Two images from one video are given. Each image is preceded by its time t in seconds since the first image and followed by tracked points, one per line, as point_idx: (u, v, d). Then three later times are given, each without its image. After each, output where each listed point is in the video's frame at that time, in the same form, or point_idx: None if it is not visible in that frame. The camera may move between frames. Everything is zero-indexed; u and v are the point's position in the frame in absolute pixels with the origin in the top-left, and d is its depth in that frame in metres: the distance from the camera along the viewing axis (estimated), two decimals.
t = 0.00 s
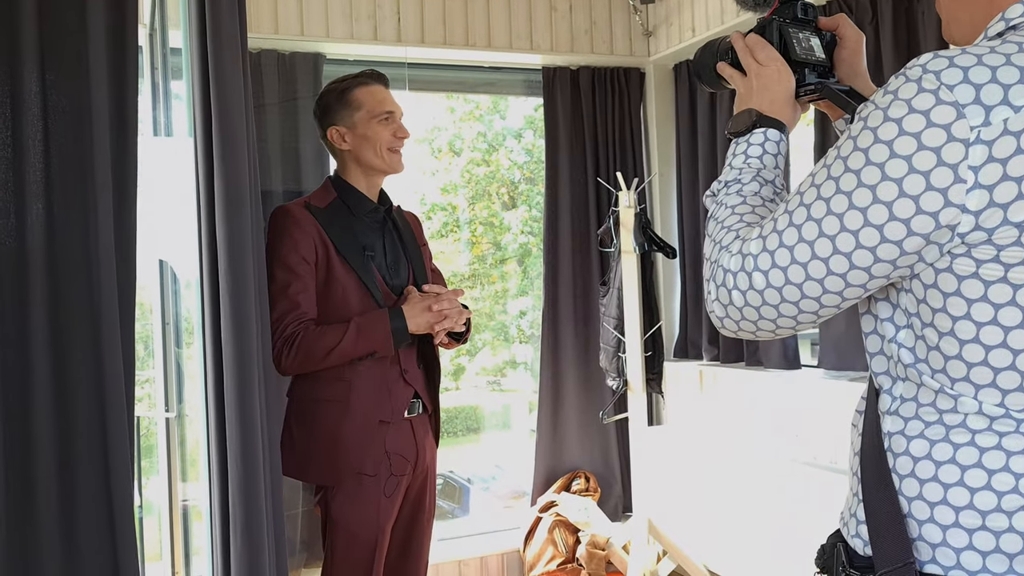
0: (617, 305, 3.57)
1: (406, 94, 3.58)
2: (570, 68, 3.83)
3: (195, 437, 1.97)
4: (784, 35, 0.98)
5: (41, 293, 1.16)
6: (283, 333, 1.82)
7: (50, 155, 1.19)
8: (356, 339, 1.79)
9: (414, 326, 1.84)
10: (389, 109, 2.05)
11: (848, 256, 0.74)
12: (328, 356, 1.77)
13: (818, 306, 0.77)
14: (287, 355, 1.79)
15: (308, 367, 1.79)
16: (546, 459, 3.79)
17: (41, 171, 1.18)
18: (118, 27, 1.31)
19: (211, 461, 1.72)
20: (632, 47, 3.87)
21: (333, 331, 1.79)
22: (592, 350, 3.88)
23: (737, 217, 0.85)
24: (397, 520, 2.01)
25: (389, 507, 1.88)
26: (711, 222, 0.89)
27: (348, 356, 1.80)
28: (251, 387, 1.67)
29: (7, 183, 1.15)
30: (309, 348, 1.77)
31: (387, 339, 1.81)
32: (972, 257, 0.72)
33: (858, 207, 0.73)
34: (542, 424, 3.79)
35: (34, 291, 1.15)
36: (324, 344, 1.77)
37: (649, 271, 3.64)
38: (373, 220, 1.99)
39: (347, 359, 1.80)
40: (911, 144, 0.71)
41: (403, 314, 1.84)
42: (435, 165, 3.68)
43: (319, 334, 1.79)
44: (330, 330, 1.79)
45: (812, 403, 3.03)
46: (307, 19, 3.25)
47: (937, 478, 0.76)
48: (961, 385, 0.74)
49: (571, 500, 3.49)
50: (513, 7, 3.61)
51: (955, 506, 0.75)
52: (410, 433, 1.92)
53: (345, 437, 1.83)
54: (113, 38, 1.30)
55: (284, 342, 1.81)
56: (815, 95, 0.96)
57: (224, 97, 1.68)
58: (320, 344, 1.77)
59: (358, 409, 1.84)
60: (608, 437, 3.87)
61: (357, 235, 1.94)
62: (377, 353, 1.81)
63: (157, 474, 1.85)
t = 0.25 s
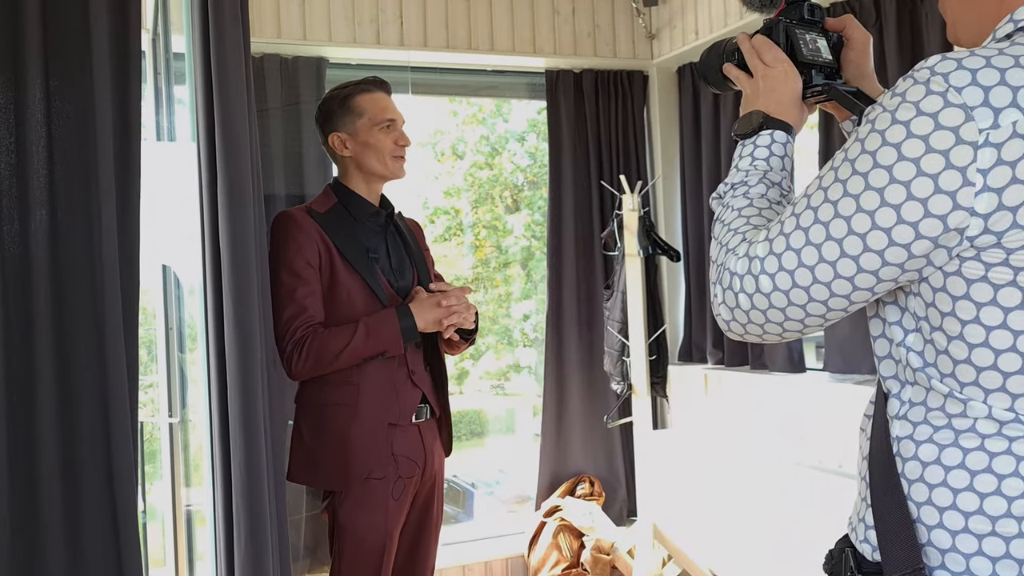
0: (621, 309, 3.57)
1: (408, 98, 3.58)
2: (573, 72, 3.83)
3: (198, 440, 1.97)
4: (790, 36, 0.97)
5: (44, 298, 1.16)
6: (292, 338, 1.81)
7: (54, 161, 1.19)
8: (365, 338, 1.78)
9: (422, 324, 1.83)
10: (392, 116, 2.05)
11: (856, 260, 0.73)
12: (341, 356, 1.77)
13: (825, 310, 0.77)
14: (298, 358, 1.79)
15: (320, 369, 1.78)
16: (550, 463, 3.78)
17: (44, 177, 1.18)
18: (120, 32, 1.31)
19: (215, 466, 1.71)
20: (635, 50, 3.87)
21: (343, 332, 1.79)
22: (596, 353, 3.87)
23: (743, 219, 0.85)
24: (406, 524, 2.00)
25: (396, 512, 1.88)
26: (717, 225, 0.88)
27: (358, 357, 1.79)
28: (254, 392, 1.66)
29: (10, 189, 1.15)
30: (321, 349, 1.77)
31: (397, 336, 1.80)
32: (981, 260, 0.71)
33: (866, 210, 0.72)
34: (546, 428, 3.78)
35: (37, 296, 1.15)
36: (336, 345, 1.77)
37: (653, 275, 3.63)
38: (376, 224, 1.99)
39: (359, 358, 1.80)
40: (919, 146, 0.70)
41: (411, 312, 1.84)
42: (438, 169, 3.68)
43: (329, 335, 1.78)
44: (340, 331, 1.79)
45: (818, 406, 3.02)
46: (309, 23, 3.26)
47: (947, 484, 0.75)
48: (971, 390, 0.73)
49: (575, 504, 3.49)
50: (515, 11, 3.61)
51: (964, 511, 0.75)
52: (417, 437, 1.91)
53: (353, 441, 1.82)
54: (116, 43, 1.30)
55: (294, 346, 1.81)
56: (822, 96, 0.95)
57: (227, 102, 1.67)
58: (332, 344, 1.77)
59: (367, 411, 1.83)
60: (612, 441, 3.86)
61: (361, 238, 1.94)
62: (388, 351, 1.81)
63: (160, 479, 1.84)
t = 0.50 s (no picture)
0: (620, 312, 3.57)
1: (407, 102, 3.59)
2: (572, 75, 3.83)
3: (198, 444, 1.98)
4: (790, 39, 0.98)
5: (44, 301, 1.16)
6: (294, 341, 1.81)
7: (54, 164, 1.19)
8: (365, 339, 1.78)
9: (421, 317, 1.84)
10: (391, 119, 2.05)
11: (857, 261, 0.73)
12: (343, 355, 1.76)
13: (826, 311, 0.77)
14: (301, 361, 1.78)
15: (322, 372, 1.78)
16: (550, 466, 3.78)
17: (44, 180, 1.18)
18: (121, 36, 1.31)
19: (215, 470, 1.71)
20: (634, 53, 3.88)
21: (343, 332, 1.78)
22: (595, 356, 3.87)
23: (744, 221, 0.85)
24: (406, 528, 2.00)
25: (397, 516, 1.87)
26: (718, 227, 0.88)
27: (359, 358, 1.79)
28: (254, 394, 1.66)
29: (10, 192, 1.15)
30: (323, 350, 1.77)
31: (397, 333, 1.80)
32: (983, 261, 0.71)
33: (867, 212, 0.72)
34: (546, 431, 3.78)
35: (37, 299, 1.15)
36: (337, 345, 1.77)
37: (652, 277, 3.63)
38: (376, 227, 1.99)
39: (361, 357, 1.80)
40: (920, 148, 0.70)
41: (410, 308, 1.84)
42: (437, 172, 3.68)
43: (329, 336, 1.78)
44: (340, 331, 1.78)
45: (817, 408, 3.02)
46: (308, 26, 3.26)
47: (949, 486, 0.75)
48: (972, 391, 0.73)
49: (575, 507, 3.50)
50: (514, 14, 3.62)
51: (966, 513, 0.74)
52: (418, 441, 1.91)
53: (354, 444, 1.82)
54: (116, 47, 1.30)
55: (295, 350, 1.80)
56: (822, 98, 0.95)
57: (226, 105, 1.67)
58: (333, 345, 1.77)
59: (367, 414, 1.83)
60: (612, 444, 3.86)
61: (360, 242, 1.94)
62: (389, 348, 1.81)
63: (160, 482, 1.84)
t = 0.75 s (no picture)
0: (619, 316, 3.57)
1: (405, 106, 3.59)
2: (570, 79, 3.84)
3: (195, 449, 1.97)
4: (787, 45, 0.98)
5: (40, 306, 1.15)
6: (292, 347, 1.80)
7: (50, 170, 1.18)
8: (362, 342, 1.77)
9: (416, 314, 1.82)
10: (390, 124, 2.05)
11: (854, 266, 0.73)
12: (340, 358, 1.76)
13: (823, 316, 0.76)
14: (300, 367, 1.78)
15: (320, 377, 1.77)
16: (549, 471, 3.77)
17: (40, 185, 1.17)
18: (118, 42, 1.31)
19: (212, 475, 1.71)
20: (631, 57, 3.88)
21: (339, 336, 1.78)
22: (593, 361, 3.87)
23: (741, 226, 0.84)
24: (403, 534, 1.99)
25: (394, 521, 1.87)
26: (715, 231, 0.88)
27: (355, 361, 1.78)
28: (251, 399, 1.66)
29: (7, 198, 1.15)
30: (320, 355, 1.76)
31: (393, 332, 1.79)
32: (980, 266, 0.71)
33: (864, 216, 0.72)
34: (544, 436, 3.78)
35: (33, 305, 1.14)
36: (334, 349, 1.76)
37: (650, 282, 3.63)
38: (374, 232, 1.99)
39: (359, 360, 1.79)
40: (917, 152, 0.70)
41: (404, 306, 1.82)
42: (435, 176, 3.68)
43: (326, 341, 1.78)
44: (336, 335, 1.78)
45: (815, 413, 3.02)
46: (306, 31, 3.27)
47: (948, 491, 0.75)
48: (971, 396, 0.73)
49: (573, 512, 3.48)
50: (512, 19, 3.63)
51: (965, 518, 0.74)
52: (415, 446, 1.90)
53: (351, 450, 1.81)
54: (112, 52, 1.30)
55: (293, 358, 1.80)
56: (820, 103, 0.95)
57: (223, 110, 1.67)
58: (329, 349, 1.76)
59: (364, 420, 1.83)
60: (610, 449, 3.85)
61: (358, 247, 1.94)
62: (386, 348, 1.80)
63: (156, 487, 1.83)
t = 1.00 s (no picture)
0: (621, 318, 3.56)
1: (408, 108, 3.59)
2: (572, 81, 3.84)
3: (198, 451, 1.98)
4: (791, 46, 0.98)
5: (44, 308, 1.16)
6: (298, 351, 1.80)
7: (53, 172, 1.19)
8: (368, 343, 1.78)
9: (421, 316, 1.83)
10: (395, 127, 2.04)
11: (856, 266, 0.73)
12: (346, 361, 1.76)
13: (826, 317, 0.76)
14: (306, 370, 1.78)
15: (326, 380, 1.78)
16: (551, 473, 3.78)
17: (44, 188, 1.18)
18: (120, 46, 1.31)
19: (215, 477, 1.71)
20: (634, 59, 3.88)
21: (343, 338, 1.78)
22: (596, 363, 3.87)
23: (744, 227, 0.84)
24: (406, 536, 1.99)
25: (397, 524, 1.87)
26: (718, 232, 0.88)
27: (361, 363, 1.79)
28: (253, 400, 1.66)
29: (11, 200, 1.15)
30: (325, 358, 1.76)
31: (398, 333, 1.80)
32: (983, 267, 0.70)
33: (866, 217, 0.72)
34: (547, 437, 3.78)
35: (37, 308, 1.14)
36: (339, 351, 1.77)
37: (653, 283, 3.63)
38: (377, 235, 1.99)
39: (364, 361, 1.79)
40: (920, 153, 0.70)
41: (410, 308, 1.83)
42: (438, 179, 3.69)
43: (330, 343, 1.78)
44: (340, 338, 1.78)
45: (817, 415, 3.02)
46: (309, 34, 3.27)
47: (950, 493, 0.75)
48: (974, 397, 0.72)
49: (575, 513, 3.48)
50: (514, 21, 3.63)
51: (968, 520, 0.74)
52: (418, 449, 1.90)
53: (353, 452, 1.81)
54: (115, 56, 1.30)
55: (298, 360, 1.79)
56: (823, 104, 0.95)
57: (226, 112, 1.67)
58: (335, 351, 1.77)
59: (367, 422, 1.83)
60: (613, 451, 3.85)
61: (362, 250, 1.94)
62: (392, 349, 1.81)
63: (160, 489, 1.83)
